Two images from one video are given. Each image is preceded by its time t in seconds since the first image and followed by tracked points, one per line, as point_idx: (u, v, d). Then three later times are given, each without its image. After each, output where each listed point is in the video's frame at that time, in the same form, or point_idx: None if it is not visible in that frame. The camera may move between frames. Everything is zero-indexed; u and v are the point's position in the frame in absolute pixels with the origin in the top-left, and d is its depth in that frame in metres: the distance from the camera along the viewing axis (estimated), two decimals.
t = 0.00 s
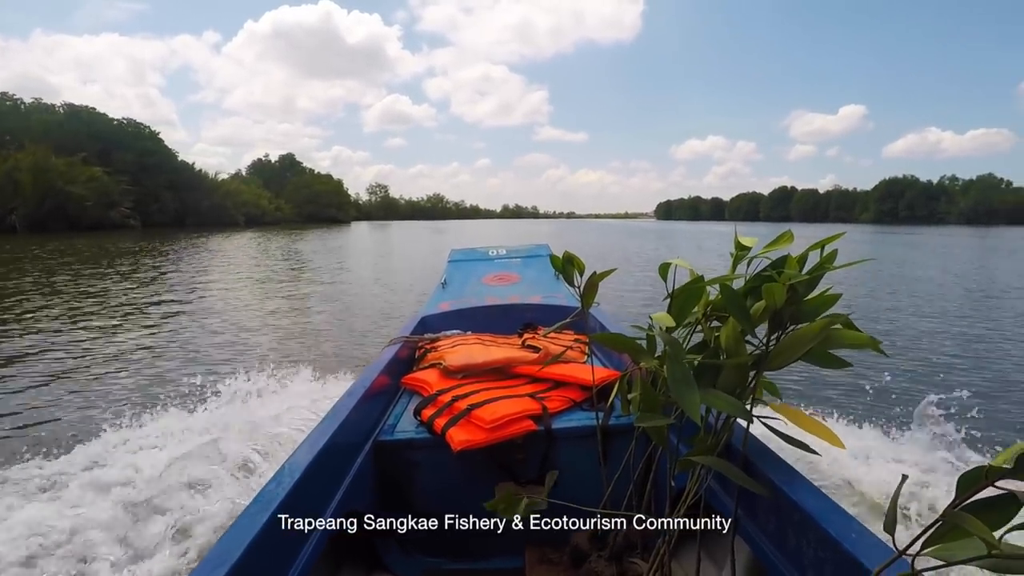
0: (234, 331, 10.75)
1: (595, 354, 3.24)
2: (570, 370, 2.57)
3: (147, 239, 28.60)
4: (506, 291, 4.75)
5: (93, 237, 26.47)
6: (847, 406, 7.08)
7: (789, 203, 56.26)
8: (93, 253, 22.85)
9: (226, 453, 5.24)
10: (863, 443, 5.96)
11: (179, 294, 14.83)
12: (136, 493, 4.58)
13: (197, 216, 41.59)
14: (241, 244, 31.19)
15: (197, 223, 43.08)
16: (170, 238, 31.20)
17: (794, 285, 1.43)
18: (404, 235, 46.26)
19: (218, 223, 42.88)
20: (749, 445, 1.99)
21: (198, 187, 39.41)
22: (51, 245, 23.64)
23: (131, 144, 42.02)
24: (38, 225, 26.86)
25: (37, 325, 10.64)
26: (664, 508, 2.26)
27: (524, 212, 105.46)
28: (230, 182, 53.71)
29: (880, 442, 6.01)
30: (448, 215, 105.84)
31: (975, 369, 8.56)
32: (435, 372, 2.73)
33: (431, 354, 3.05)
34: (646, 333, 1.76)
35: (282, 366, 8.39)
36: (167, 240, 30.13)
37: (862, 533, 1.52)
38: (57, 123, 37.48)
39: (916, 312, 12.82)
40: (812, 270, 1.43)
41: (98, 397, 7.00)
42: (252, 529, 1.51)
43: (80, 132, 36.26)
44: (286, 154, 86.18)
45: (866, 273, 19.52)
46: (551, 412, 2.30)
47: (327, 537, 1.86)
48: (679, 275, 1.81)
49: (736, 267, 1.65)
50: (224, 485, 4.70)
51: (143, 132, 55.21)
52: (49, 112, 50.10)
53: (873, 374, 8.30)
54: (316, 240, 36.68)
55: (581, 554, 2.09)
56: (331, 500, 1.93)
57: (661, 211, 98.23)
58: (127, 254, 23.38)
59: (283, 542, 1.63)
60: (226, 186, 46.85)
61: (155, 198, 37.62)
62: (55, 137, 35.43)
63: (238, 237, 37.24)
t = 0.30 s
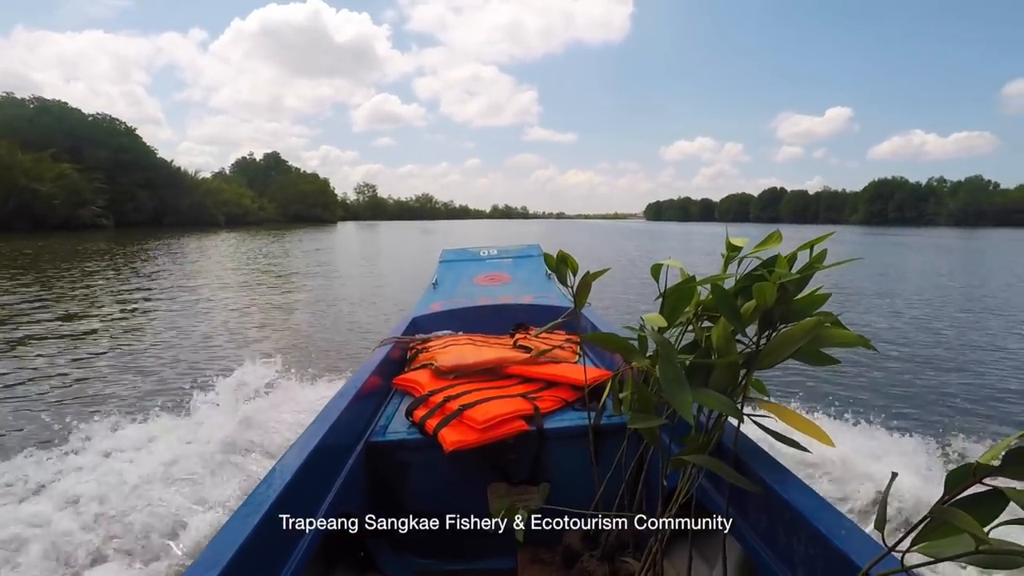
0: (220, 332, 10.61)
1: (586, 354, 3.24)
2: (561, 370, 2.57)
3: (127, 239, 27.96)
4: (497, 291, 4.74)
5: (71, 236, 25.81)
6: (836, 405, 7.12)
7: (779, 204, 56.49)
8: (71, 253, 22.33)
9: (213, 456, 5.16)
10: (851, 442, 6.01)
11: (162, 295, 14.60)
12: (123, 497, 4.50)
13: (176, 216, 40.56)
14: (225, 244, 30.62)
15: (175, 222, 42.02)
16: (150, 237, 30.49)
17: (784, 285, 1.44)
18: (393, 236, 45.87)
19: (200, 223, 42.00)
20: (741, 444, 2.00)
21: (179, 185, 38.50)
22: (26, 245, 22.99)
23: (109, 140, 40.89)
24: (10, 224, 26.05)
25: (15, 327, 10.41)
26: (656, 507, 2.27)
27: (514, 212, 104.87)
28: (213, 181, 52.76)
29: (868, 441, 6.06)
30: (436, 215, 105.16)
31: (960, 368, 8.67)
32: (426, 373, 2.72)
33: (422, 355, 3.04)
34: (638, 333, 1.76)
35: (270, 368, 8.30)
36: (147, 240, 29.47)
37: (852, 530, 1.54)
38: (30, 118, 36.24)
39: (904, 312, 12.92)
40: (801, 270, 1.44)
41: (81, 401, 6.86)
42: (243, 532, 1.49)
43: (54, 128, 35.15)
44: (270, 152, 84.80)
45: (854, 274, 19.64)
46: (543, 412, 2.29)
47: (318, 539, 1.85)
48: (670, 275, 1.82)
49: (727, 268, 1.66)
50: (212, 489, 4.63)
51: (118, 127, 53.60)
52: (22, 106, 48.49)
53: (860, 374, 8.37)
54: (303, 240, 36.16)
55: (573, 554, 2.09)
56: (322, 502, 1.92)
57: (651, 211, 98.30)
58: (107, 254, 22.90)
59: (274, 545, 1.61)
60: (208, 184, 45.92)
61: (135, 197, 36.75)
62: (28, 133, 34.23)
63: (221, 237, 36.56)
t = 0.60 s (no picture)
0: (202, 335, 10.45)
1: (575, 353, 3.25)
2: (550, 369, 2.58)
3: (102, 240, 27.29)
4: (486, 291, 4.74)
5: (44, 237, 25.11)
6: (822, 402, 7.20)
7: (763, 203, 56.97)
8: (44, 255, 21.77)
9: (197, 461, 5.09)
10: (836, 437, 6.08)
11: (141, 298, 14.33)
12: (105, 504, 4.42)
13: (148, 216, 39.45)
14: (205, 245, 29.99)
15: (151, 223, 40.97)
16: (125, 239, 29.68)
17: (769, 283, 1.46)
18: (378, 236, 45.37)
19: (177, 224, 41.09)
20: (728, 441, 2.02)
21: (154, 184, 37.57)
22: None
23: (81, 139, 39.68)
24: None
25: None
26: (645, 505, 2.28)
27: (500, 211, 104.74)
28: (191, 181, 51.76)
29: (853, 437, 6.14)
30: (422, 215, 104.59)
31: (940, 364, 8.81)
32: (415, 374, 2.71)
33: (410, 356, 3.02)
34: (625, 331, 1.76)
35: (254, 370, 8.21)
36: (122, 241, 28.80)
37: (838, 524, 1.56)
38: None
39: (887, 309, 13.06)
40: (786, 267, 1.45)
41: (59, 407, 6.71)
42: (230, 537, 1.47)
43: (22, 125, 34.03)
44: (250, 151, 83.45)
45: (839, 272, 19.81)
46: (532, 412, 2.30)
47: (307, 542, 1.83)
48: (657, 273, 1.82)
49: (713, 265, 1.67)
50: (196, 493, 4.57)
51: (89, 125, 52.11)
52: None
53: (844, 371, 8.47)
54: (286, 241, 35.58)
55: (564, 553, 2.09)
56: (310, 505, 1.90)
57: (638, 211, 98.53)
58: (82, 256, 22.38)
59: (262, 549, 1.60)
60: (186, 184, 45.00)
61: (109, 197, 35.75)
62: None
63: (200, 237, 35.81)
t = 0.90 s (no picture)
0: (185, 340, 10.29)
1: (564, 352, 3.26)
2: (540, 369, 2.57)
3: (79, 244, 26.65)
4: (474, 291, 4.73)
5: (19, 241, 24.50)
6: (808, 400, 7.26)
7: (750, 202, 57.26)
8: (17, 260, 21.23)
9: (182, 469, 5.00)
10: (822, 435, 6.13)
11: (120, 303, 14.05)
12: (88, 516, 4.33)
13: (120, 217, 38.25)
14: (186, 248, 29.46)
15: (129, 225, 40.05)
16: (103, 242, 29.01)
17: (755, 280, 1.47)
18: (364, 238, 44.87)
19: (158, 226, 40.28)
20: (716, 438, 2.03)
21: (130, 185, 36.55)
22: None
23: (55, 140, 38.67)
24: None
25: None
26: (635, 503, 2.29)
27: (488, 211, 104.13)
28: (170, 182, 50.70)
29: (839, 434, 6.20)
30: (408, 215, 103.81)
31: (923, 362, 8.92)
32: (404, 375, 2.69)
33: (399, 357, 3.01)
34: (613, 330, 1.77)
35: (239, 375, 8.08)
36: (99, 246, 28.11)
37: (825, 520, 1.57)
38: None
39: (872, 308, 13.18)
40: (772, 265, 1.47)
41: (36, 416, 6.57)
42: (217, 542, 1.45)
43: None
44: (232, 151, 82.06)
45: (825, 271, 19.95)
46: (522, 412, 2.29)
47: (295, 545, 1.81)
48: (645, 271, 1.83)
49: (700, 263, 1.68)
50: (180, 501, 4.50)
51: (64, 125, 50.86)
52: None
53: (830, 369, 8.54)
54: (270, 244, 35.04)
55: (554, 552, 2.09)
56: (299, 507, 1.88)
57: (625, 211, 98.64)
58: (58, 261, 21.88)
59: (250, 553, 1.58)
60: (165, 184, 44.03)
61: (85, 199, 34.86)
62: None
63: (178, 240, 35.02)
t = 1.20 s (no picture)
0: (169, 343, 10.13)
1: (554, 352, 3.27)
2: (530, 368, 2.58)
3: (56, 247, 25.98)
4: (463, 291, 4.72)
5: None
6: (795, 399, 7.32)
7: (736, 201, 57.45)
8: None
9: (164, 477, 4.90)
10: (809, 433, 6.19)
11: (98, 307, 13.72)
12: (68, 528, 4.22)
13: (93, 219, 37.11)
14: (167, 249, 28.86)
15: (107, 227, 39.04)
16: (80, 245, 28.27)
17: (741, 278, 1.48)
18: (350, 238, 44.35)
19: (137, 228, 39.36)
20: (706, 435, 2.04)
21: (103, 184, 35.49)
22: None
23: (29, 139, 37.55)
24: None
25: None
26: (625, 501, 2.30)
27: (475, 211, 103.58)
28: (148, 182, 49.53)
29: (825, 433, 6.26)
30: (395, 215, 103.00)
31: (907, 360, 9.01)
32: (393, 376, 2.68)
33: (389, 357, 3.00)
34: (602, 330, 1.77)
35: (223, 378, 7.97)
36: (73, 249, 27.34)
37: (813, 515, 1.59)
38: None
39: (858, 307, 13.31)
40: (757, 263, 1.48)
41: (15, 423, 6.43)
42: (205, 546, 1.43)
43: None
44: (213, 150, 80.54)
45: (812, 270, 20.07)
46: (512, 411, 2.29)
47: (285, 548, 1.79)
48: (632, 270, 1.83)
49: (687, 262, 1.69)
50: (166, 508, 4.44)
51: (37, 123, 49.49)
52: None
53: (816, 368, 8.62)
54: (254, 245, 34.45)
55: (545, 551, 2.09)
56: (288, 510, 1.86)
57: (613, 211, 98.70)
58: (32, 265, 21.28)
59: (239, 556, 1.56)
60: (142, 184, 42.96)
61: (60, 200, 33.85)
62: None
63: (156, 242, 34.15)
